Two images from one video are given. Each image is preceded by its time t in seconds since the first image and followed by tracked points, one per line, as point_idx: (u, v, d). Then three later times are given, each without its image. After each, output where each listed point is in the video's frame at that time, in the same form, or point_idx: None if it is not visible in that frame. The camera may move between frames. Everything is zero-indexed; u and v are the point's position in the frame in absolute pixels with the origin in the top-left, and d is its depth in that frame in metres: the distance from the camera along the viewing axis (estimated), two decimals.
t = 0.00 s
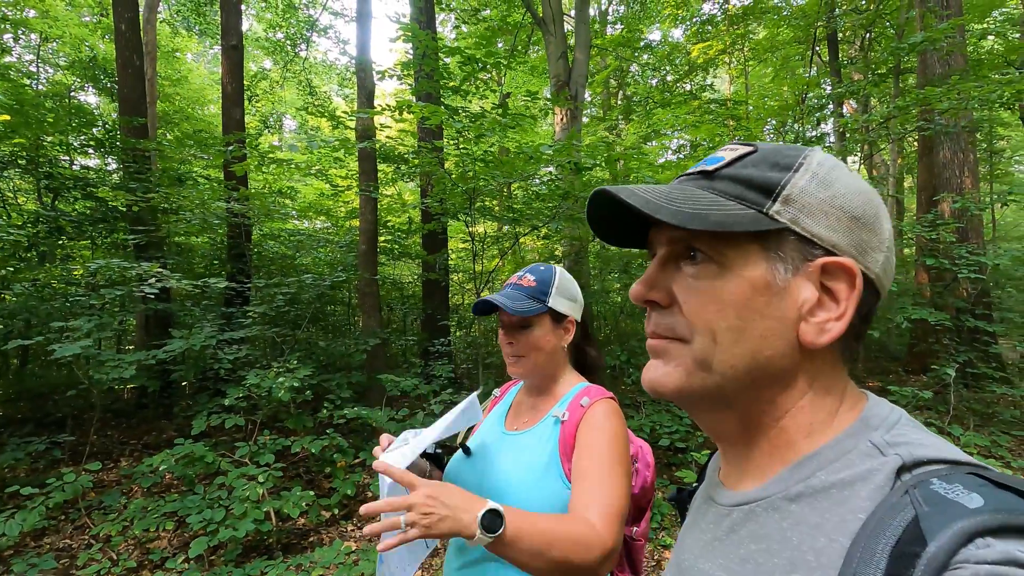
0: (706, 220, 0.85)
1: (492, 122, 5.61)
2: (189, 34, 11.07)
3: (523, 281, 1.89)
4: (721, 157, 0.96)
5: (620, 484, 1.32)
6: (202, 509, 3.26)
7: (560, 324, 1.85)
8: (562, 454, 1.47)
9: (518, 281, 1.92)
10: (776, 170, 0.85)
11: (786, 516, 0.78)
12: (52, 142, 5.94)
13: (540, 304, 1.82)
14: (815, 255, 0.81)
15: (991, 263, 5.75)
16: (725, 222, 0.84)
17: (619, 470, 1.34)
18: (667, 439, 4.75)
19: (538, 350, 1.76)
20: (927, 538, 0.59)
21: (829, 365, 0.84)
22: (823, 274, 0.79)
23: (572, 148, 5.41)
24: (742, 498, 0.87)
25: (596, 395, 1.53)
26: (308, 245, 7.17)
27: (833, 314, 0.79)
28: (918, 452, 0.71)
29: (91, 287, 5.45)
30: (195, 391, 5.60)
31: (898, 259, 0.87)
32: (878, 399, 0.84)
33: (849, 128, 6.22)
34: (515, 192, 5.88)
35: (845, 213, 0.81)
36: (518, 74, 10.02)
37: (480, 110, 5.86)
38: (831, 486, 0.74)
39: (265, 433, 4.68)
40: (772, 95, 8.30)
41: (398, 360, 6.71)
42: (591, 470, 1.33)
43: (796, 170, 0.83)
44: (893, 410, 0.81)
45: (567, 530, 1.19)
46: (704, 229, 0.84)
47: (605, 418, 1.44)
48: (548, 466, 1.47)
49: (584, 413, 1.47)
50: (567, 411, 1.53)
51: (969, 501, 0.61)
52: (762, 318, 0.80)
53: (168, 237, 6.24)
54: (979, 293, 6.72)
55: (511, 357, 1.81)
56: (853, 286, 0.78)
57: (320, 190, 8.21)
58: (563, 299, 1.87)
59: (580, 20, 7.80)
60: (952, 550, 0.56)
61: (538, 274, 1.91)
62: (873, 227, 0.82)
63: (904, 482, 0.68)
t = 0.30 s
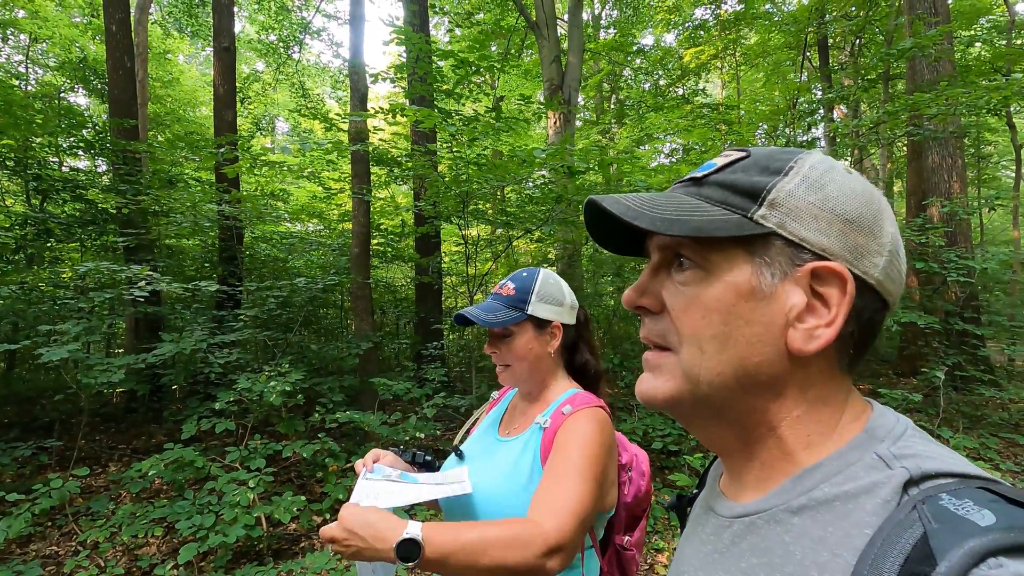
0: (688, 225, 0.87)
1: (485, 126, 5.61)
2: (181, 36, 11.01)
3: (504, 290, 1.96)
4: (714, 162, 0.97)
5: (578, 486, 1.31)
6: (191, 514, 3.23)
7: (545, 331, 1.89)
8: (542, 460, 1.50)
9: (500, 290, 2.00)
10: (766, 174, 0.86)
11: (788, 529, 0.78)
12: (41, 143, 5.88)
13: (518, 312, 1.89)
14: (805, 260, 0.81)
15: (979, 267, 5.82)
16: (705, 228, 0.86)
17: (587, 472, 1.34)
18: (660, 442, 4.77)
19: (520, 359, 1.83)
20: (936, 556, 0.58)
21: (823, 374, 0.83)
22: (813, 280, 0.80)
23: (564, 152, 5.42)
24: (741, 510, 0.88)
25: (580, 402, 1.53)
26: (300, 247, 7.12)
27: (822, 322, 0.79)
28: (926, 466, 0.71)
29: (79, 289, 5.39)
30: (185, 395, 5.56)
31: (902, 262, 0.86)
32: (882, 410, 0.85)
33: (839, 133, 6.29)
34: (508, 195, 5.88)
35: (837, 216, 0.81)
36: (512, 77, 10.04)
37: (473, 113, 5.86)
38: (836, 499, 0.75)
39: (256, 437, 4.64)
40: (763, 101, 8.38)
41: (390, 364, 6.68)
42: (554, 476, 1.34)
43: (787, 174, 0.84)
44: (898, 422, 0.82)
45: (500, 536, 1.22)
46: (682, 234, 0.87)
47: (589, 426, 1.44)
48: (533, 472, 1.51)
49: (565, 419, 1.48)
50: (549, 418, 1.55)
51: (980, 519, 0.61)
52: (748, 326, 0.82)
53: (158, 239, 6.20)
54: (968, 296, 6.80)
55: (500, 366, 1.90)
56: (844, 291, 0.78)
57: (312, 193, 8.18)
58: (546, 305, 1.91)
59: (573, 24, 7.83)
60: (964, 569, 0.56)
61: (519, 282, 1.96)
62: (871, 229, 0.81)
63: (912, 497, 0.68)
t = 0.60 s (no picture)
0: (732, 232, 0.84)
1: (479, 131, 5.63)
2: (173, 38, 10.96)
3: (487, 295, 2.02)
4: (732, 166, 0.95)
5: (545, 480, 1.32)
6: (181, 520, 3.21)
7: (529, 334, 1.92)
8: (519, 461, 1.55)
9: (484, 296, 2.05)
10: (790, 184, 0.86)
11: (775, 527, 0.80)
12: (30, 144, 5.81)
13: (499, 316, 1.93)
14: (825, 273, 0.83)
15: (965, 271, 5.91)
16: (747, 236, 0.83)
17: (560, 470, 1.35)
18: (653, 445, 4.79)
19: (503, 363, 1.88)
20: (915, 549, 0.60)
21: (826, 383, 0.86)
22: (831, 292, 0.82)
23: (558, 156, 5.44)
24: (730, 510, 0.89)
25: (563, 404, 1.56)
26: (294, 250, 7.09)
27: (837, 333, 0.82)
28: (906, 463, 0.74)
29: (68, 292, 5.33)
30: (175, 399, 5.52)
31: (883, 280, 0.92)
32: (866, 409, 0.87)
33: (829, 138, 6.37)
34: (502, 198, 5.90)
35: (852, 234, 0.84)
36: (505, 81, 10.11)
37: (467, 117, 5.87)
38: (819, 498, 0.76)
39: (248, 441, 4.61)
40: (753, 107, 8.49)
41: (383, 367, 6.67)
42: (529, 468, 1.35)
43: (809, 187, 0.85)
44: (880, 421, 0.84)
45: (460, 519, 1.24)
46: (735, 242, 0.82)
47: (571, 427, 1.45)
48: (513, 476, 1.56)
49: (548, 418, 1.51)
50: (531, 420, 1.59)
51: (957, 513, 0.63)
52: (774, 335, 0.82)
53: (149, 241, 6.15)
54: (955, 300, 6.90)
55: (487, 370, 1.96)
56: (859, 306, 0.81)
57: (305, 196, 8.16)
58: (528, 308, 1.94)
59: (566, 29, 7.88)
60: (941, 561, 0.58)
61: (501, 286, 2.01)
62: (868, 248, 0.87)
63: (892, 494, 0.70)
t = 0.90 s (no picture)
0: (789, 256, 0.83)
1: (477, 134, 5.65)
2: (170, 40, 10.94)
3: (476, 298, 2.03)
4: (742, 176, 0.94)
5: (515, 478, 1.34)
6: (179, 522, 3.21)
7: (516, 336, 1.94)
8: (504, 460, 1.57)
9: (472, 300, 2.07)
10: (794, 205, 0.92)
11: (753, 522, 0.84)
12: (26, 146, 5.80)
13: (486, 320, 1.95)
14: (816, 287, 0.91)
15: (959, 274, 5.96)
16: (794, 258, 0.84)
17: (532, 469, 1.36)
18: (650, 447, 4.82)
19: (492, 365, 1.92)
20: (878, 537, 0.65)
21: (809, 386, 0.95)
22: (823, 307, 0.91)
23: (555, 159, 5.46)
24: (711, 507, 0.93)
25: (544, 404, 1.58)
26: (292, 253, 7.09)
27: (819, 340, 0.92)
28: (871, 458, 0.78)
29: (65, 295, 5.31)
30: (172, 401, 5.52)
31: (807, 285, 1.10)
32: (837, 407, 0.94)
33: (825, 142, 6.41)
34: (500, 201, 5.91)
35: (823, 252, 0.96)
36: (502, 84, 10.14)
37: (464, 119, 5.88)
38: (796, 494, 0.81)
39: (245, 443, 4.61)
40: (749, 110, 8.54)
41: (380, 369, 6.67)
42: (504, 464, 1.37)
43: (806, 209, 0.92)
44: (849, 419, 0.90)
45: (429, 506, 1.31)
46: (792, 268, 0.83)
47: (551, 426, 1.47)
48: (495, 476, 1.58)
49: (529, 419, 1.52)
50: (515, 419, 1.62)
51: (917, 503, 0.68)
52: (795, 352, 0.87)
53: (146, 244, 6.14)
54: (949, 302, 6.95)
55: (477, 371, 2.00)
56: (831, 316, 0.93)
57: (302, 198, 8.16)
58: (514, 311, 1.96)
59: (564, 32, 7.91)
60: (901, 548, 0.62)
61: (489, 289, 2.03)
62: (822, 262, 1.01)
63: (859, 487, 0.75)
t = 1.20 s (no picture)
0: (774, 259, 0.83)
1: (481, 133, 5.64)
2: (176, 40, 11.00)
3: (470, 298, 2.05)
4: (727, 180, 0.94)
5: (510, 489, 1.38)
6: (185, 519, 3.24)
7: (509, 335, 1.94)
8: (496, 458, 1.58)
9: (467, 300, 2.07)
10: (780, 206, 0.92)
11: (740, 519, 0.85)
12: (34, 146, 5.85)
13: (479, 319, 1.96)
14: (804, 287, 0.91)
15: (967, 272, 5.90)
16: (780, 261, 0.84)
17: (525, 476, 1.40)
18: (654, 445, 4.81)
19: (485, 363, 1.93)
20: (860, 534, 0.66)
21: (798, 384, 0.95)
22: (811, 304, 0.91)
23: (560, 157, 5.44)
24: (699, 505, 0.93)
25: (534, 403, 1.59)
26: (296, 251, 7.12)
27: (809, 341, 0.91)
28: (855, 457, 0.79)
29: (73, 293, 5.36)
30: (179, 399, 5.57)
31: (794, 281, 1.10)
32: (824, 406, 0.93)
33: (831, 139, 6.37)
34: (504, 200, 5.91)
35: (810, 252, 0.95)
36: (507, 82, 10.15)
37: (469, 118, 5.88)
38: (780, 491, 0.82)
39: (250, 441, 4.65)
40: (755, 107, 8.50)
41: (384, 367, 6.69)
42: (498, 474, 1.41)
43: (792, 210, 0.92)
44: (835, 418, 0.90)
45: (433, 525, 1.35)
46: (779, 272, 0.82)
47: (539, 428, 1.48)
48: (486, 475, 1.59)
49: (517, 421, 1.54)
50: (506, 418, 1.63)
51: (897, 501, 0.70)
52: (784, 353, 0.87)
53: (152, 242, 6.18)
54: (957, 301, 6.89)
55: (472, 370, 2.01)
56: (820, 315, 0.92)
57: (307, 197, 8.20)
58: (506, 310, 1.96)
59: (568, 30, 7.89)
60: (882, 544, 0.64)
61: (484, 290, 2.03)
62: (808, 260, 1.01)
63: (843, 485, 0.76)
